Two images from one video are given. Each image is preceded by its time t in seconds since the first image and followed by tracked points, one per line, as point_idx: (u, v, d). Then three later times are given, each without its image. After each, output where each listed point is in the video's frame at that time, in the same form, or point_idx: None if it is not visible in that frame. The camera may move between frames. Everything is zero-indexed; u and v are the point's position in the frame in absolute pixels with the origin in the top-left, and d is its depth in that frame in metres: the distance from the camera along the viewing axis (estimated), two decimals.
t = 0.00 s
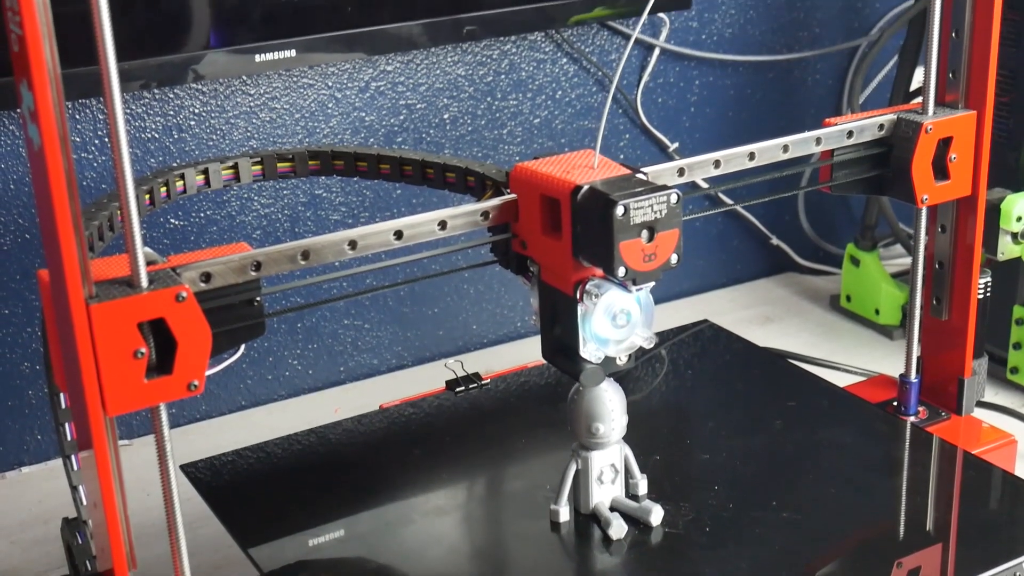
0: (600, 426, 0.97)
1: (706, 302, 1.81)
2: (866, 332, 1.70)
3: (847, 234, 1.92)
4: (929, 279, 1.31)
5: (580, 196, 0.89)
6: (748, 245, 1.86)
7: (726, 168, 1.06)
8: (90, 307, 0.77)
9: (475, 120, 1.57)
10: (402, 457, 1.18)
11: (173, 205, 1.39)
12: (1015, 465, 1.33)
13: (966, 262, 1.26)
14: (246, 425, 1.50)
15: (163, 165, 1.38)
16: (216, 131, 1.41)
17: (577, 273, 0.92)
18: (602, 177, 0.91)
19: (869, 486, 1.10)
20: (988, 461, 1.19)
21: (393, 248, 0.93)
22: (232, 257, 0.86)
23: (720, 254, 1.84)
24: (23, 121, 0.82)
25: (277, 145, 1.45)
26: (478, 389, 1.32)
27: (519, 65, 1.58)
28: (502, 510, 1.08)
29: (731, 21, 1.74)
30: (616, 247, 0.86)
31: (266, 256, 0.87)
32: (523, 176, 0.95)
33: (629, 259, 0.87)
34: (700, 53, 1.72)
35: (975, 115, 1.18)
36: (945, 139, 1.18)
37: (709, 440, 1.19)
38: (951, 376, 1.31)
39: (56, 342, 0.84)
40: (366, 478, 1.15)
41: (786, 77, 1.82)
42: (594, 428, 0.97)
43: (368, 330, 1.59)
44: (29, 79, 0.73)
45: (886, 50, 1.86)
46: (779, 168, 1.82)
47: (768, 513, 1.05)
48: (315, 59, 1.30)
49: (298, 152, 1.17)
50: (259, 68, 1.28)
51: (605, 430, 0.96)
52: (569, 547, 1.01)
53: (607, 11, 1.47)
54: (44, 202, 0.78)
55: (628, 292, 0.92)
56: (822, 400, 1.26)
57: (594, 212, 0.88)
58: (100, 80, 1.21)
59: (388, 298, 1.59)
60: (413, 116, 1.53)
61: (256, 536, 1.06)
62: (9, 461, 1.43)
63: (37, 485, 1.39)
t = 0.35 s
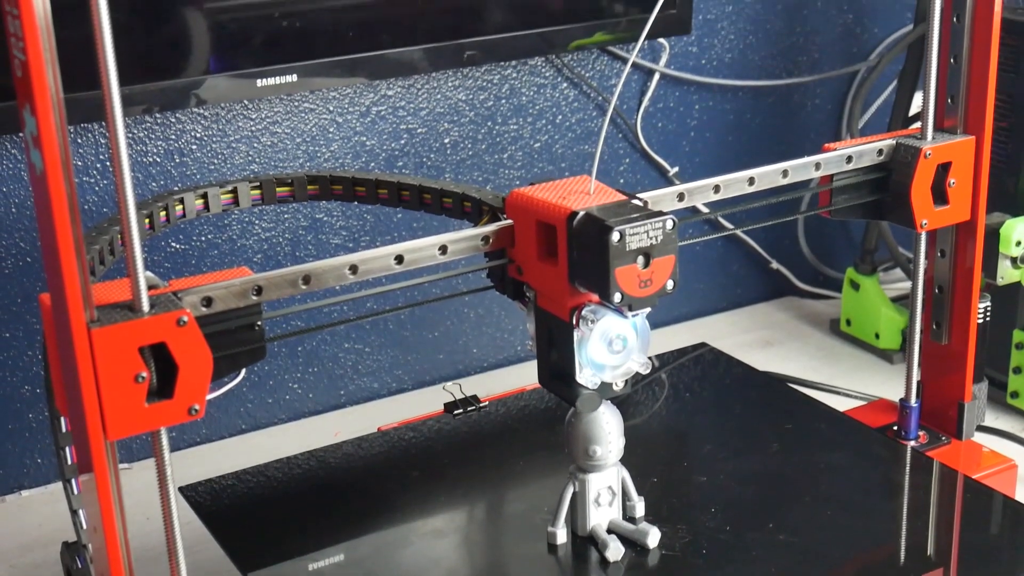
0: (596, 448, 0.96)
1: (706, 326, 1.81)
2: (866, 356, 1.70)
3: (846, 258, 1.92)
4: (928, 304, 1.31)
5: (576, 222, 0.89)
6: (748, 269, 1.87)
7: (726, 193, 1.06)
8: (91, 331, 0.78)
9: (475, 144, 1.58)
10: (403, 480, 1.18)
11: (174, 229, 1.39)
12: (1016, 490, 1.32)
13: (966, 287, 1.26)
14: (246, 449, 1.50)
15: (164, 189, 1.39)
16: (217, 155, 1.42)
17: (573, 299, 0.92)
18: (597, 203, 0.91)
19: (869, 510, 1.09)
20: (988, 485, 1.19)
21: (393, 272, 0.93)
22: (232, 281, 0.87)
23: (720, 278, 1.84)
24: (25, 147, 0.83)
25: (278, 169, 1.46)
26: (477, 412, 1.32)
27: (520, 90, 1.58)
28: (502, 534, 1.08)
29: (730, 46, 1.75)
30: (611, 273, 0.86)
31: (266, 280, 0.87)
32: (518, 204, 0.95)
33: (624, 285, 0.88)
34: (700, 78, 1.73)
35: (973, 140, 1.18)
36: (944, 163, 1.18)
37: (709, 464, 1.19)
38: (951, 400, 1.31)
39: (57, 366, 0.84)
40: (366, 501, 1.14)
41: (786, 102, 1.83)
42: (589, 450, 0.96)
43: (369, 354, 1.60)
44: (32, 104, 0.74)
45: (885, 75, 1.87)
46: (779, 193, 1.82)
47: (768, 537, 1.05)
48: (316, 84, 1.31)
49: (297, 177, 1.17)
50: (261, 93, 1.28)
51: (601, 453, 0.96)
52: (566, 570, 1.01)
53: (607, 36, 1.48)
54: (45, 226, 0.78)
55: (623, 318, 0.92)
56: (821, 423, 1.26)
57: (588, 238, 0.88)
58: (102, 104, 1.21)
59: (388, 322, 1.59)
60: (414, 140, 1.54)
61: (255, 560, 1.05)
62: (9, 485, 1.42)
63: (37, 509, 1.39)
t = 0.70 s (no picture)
0: (601, 477, 0.96)
1: (706, 351, 1.81)
2: (866, 381, 1.70)
3: (846, 284, 1.93)
4: (928, 330, 1.31)
5: (578, 247, 0.89)
6: (748, 295, 1.87)
7: (726, 219, 1.06)
8: (91, 357, 0.78)
9: (476, 170, 1.59)
10: (403, 507, 1.18)
11: (175, 254, 1.40)
12: (1018, 516, 1.32)
13: (965, 313, 1.26)
14: (246, 474, 1.50)
15: (165, 214, 1.39)
16: (218, 180, 1.42)
17: (576, 324, 0.92)
18: (600, 229, 0.91)
19: (869, 537, 1.09)
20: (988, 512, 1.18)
21: (394, 298, 0.93)
22: (233, 307, 0.87)
23: (720, 303, 1.85)
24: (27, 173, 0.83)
25: (278, 194, 1.46)
26: (481, 440, 1.32)
27: (520, 116, 1.59)
28: (502, 561, 1.08)
29: (730, 72, 1.76)
30: (614, 298, 0.87)
31: (268, 306, 0.87)
32: (522, 229, 0.96)
33: (626, 310, 0.88)
34: (700, 104, 1.73)
35: (972, 166, 1.19)
36: (943, 190, 1.18)
37: (710, 491, 1.19)
38: (951, 426, 1.31)
39: (57, 392, 0.84)
40: (366, 527, 1.14)
41: (785, 127, 1.84)
42: (595, 478, 0.96)
43: (369, 379, 1.59)
44: (35, 132, 0.74)
45: (884, 101, 1.88)
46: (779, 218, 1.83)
47: (768, 564, 1.05)
48: (317, 110, 1.32)
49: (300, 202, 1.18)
50: (262, 119, 1.29)
51: (606, 481, 0.96)
52: None
53: (607, 62, 1.49)
54: (47, 253, 0.78)
55: (627, 343, 0.92)
56: (822, 449, 1.25)
57: (590, 263, 0.88)
58: (104, 130, 1.22)
59: (388, 347, 1.59)
60: (415, 166, 1.54)
61: None
62: (8, 510, 1.42)
63: (36, 535, 1.38)
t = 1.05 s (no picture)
0: (596, 499, 0.93)
1: (707, 376, 1.81)
2: (866, 406, 1.69)
3: (846, 308, 1.93)
4: (928, 355, 1.31)
5: (577, 273, 0.89)
6: (748, 319, 1.87)
7: (726, 244, 1.07)
8: (92, 382, 0.78)
9: (476, 195, 1.59)
10: (403, 532, 1.17)
11: (176, 279, 1.40)
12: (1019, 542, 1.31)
13: (965, 338, 1.26)
14: (246, 499, 1.49)
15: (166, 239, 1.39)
16: (220, 205, 1.43)
17: (574, 349, 0.93)
18: (598, 254, 0.92)
19: (870, 562, 1.09)
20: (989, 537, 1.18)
21: (395, 323, 0.94)
22: (234, 332, 0.87)
23: (721, 327, 1.85)
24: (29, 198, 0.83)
25: (279, 219, 1.47)
26: (478, 462, 1.31)
27: (520, 140, 1.60)
28: None
29: (730, 97, 1.77)
30: (613, 323, 0.87)
31: (268, 331, 0.88)
32: (521, 254, 0.96)
33: (625, 336, 0.88)
34: (700, 130, 1.74)
35: (971, 192, 1.19)
36: (942, 215, 1.19)
37: (710, 515, 1.18)
38: (952, 451, 1.31)
39: (59, 418, 0.84)
40: (366, 552, 1.14)
41: (785, 152, 1.85)
42: (590, 501, 0.93)
43: (369, 404, 1.59)
44: (36, 157, 0.75)
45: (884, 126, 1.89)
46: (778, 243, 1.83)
47: None
48: (318, 135, 1.32)
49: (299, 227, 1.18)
50: (263, 144, 1.29)
51: (601, 503, 0.93)
52: None
53: (607, 88, 1.50)
54: (49, 280, 0.78)
55: (625, 368, 0.92)
56: (822, 474, 1.25)
57: (589, 289, 0.88)
58: (105, 156, 1.22)
59: (388, 372, 1.59)
60: (415, 191, 1.55)
61: None
62: (8, 535, 1.41)
63: (35, 560, 1.38)
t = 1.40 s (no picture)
0: (600, 523, 0.92)
1: (708, 398, 1.80)
2: (867, 428, 1.69)
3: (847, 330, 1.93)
4: (929, 377, 1.31)
5: (581, 294, 0.90)
6: (749, 341, 1.87)
7: (726, 266, 1.07)
8: (94, 405, 0.78)
9: (477, 217, 1.60)
10: (404, 554, 1.17)
11: (177, 301, 1.40)
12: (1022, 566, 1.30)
13: (966, 361, 1.26)
14: (246, 521, 1.49)
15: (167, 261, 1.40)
16: (221, 227, 1.43)
17: (577, 370, 0.92)
18: (601, 276, 0.92)
19: None
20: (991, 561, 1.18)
21: (395, 345, 0.94)
22: (235, 353, 0.87)
23: (721, 349, 1.85)
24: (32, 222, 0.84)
25: (281, 241, 1.47)
26: (480, 485, 1.31)
27: (521, 163, 1.61)
28: None
29: (730, 120, 1.77)
30: (617, 344, 0.87)
31: (269, 353, 0.88)
32: (525, 274, 0.96)
33: (629, 357, 0.88)
34: (700, 152, 1.75)
35: (971, 214, 1.20)
36: (942, 238, 1.19)
37: (712, 538, 1.18)
38: (953, 474, 1.31)
39: (59, 440, 0.84)
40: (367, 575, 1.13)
41: (785, 175, 1.85)
42: (593, 525, 0.92)
43: (370, 425, 1.59)
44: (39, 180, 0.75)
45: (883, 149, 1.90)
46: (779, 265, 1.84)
47: None
48: (320, 157, 1.33)
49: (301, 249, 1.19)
50: (264, 166, 1.30)
51: (605, 527, 0.92)
52: None
53: (607, 110, 1.50)
54: (51, 304, 0.78)
55: (629, 390, 0.93)
56: (824, 496, 1.25)
57: (593, 311, 0.88)
58: (107, 178, 1.22)
59: (389, 394, 1.59)
60: (416, 213, 1.55)
61: None
62: (8, 557, 1.41)
63: None
